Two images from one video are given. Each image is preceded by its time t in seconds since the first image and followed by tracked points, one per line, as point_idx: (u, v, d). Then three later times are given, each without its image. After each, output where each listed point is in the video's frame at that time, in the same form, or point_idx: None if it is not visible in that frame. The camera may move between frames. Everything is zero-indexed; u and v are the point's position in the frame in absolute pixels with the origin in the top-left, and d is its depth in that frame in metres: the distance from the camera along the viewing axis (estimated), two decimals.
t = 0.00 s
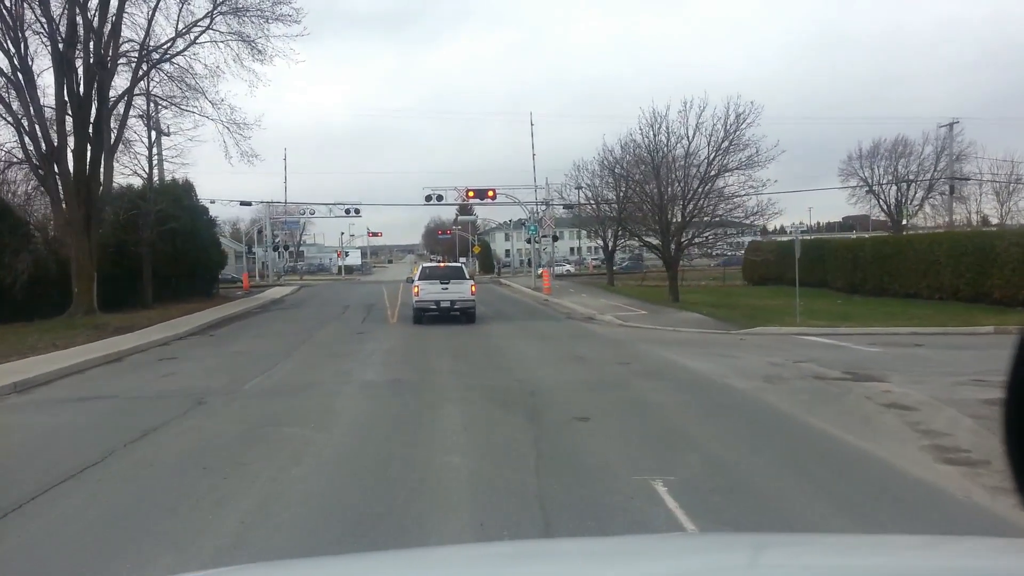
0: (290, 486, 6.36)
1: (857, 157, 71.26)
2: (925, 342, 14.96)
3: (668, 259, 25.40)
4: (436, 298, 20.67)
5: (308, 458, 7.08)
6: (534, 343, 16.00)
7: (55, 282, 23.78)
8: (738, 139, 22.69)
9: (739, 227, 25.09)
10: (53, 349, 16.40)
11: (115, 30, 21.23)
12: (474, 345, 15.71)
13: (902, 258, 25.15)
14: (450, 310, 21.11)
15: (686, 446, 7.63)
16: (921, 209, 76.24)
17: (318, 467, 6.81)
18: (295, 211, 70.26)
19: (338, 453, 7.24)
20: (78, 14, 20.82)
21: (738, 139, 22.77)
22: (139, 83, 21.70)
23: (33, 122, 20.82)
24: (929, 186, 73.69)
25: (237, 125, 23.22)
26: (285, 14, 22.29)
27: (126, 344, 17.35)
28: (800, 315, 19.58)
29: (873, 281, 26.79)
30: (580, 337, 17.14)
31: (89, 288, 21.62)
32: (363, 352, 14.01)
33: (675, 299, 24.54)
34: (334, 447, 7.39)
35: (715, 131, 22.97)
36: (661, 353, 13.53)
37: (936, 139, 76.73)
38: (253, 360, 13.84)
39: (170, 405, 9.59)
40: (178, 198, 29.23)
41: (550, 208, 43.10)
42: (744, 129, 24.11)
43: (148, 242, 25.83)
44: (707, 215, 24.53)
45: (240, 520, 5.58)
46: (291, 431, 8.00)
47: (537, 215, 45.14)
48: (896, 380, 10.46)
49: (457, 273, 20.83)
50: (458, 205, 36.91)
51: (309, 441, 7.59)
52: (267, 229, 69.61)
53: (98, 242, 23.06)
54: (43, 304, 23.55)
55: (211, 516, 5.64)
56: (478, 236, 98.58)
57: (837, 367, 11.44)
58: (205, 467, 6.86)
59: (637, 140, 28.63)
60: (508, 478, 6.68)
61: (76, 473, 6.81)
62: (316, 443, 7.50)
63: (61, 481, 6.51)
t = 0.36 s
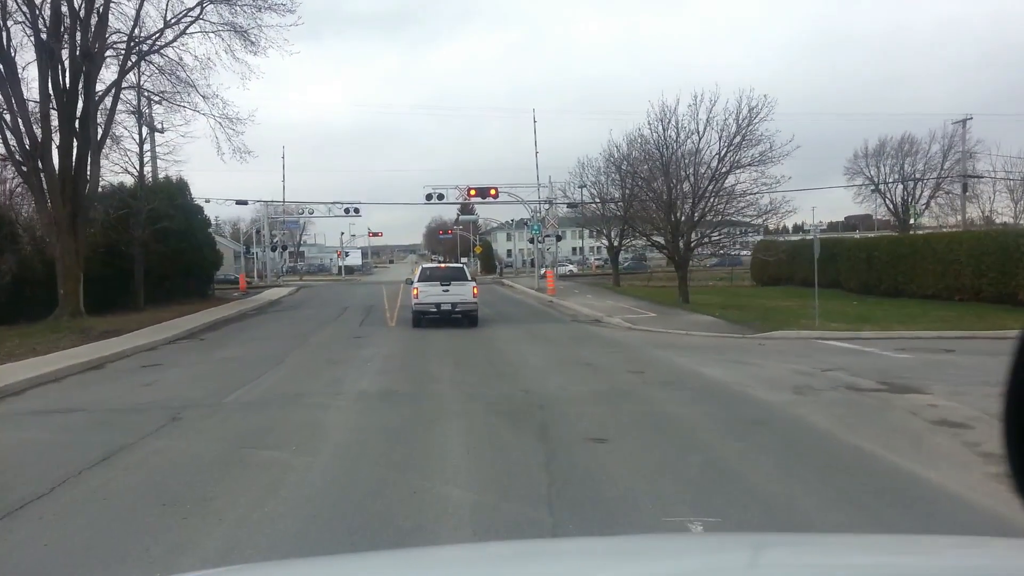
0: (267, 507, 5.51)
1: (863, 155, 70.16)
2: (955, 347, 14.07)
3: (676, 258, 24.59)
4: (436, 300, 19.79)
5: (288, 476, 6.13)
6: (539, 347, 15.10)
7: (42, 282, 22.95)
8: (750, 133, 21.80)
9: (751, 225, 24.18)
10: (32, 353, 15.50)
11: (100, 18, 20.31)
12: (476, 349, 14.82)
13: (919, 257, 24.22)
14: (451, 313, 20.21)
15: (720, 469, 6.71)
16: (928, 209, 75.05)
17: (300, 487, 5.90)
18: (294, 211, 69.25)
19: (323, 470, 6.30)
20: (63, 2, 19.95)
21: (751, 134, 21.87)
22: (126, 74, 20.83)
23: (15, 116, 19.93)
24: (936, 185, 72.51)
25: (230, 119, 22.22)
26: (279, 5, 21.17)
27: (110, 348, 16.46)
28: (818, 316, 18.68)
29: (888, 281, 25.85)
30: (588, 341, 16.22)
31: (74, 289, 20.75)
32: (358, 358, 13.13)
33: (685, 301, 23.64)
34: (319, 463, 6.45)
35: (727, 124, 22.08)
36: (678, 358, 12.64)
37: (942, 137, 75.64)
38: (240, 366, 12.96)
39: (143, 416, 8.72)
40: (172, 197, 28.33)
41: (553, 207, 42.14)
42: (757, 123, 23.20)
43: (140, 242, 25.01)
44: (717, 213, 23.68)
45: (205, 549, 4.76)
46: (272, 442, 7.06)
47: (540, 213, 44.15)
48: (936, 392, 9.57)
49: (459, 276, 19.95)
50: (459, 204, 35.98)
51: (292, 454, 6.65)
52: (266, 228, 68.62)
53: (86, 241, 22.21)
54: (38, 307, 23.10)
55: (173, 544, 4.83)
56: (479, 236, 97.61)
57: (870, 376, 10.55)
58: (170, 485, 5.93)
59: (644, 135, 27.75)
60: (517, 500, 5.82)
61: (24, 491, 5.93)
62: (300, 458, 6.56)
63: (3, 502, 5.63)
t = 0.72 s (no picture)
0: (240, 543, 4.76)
1: (869, 153, 69.26)
2: (985, 352, 13.29)
3: (685, 258, 23.82)
4: (436, 302, 19.02)
5: (267, 508, 5.32)
6: (544, 351, 14.34)
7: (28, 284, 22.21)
8: (762, 128, 21.01)
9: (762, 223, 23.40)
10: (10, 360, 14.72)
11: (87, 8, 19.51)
12: (479, 354, 14.05)
13: (936, 256, 23.44)
14: (452, 316, 19.44)
15: (757, 497, 5.91)
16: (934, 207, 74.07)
17: (279, 519, 5.14)
18: (293, 211, 68.35)
19: (305, 502, 5.49)
20: None
21: (763, 128, 21.08)
22: (115, 67, 20.04)
23: None
24: (942, 183, 71.49)
25: (223, 115, 21.39)
26: None
27: (94, 354, 15.68)
28: (836, 319, 17.89)
29: (903, 281, 25.09)
30: (596, 345, 15.44)
31: (61, 291, 19.99)
32: (352, 365, 12.35)
33: (694, 302, 22.86)
34: (303, 493, 5.64)
35: (737, 119, 21.29)
36: (694, 365, 11.87)
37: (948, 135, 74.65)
38: (227, 374, 12.18)
39: (114, 432, 7.95)
40: (167, 196, 27.56)
41: (556, 206, 41.26)
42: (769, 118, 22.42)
43: (132, 242, 24.27)
44: (728, 211, 22.91)
45: None
46: (251, 467, 6.27)
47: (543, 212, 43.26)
48: (979, 403, 8.81)
49: (460, 278, 19.19)
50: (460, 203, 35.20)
51: (271, 482, 5.84)
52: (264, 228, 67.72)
53: (74, 241, 21.43)
54: (26, 305, 22.49)
55: None
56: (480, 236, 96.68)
57: (904, 386, 9.79)
58: (128, 521, 5.15)
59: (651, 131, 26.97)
60: (529, 530, 5.09)
61: None
62: (280, 487, 5.76)
63: None
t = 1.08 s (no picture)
0: None
1: (872, 152, 68.42)
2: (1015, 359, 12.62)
3: (693, 259, 23.17)
4: (436, 304, 18.36)
5: (239, 547, 4.58)
6: (549, 357, 13.68)
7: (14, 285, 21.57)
8: (774, 124, 20.35)
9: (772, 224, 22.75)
10: None
11: None
12: (482, 359, 13.39)
13: (951, 257, 22.80)
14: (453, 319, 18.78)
15: (795, 522, 5.26)
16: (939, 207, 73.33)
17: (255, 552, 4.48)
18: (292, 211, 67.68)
19: (286, 536, 4.80)
20: None
21: (775, 125, 20.44)
22: (106, 60, 19.39)
23: None
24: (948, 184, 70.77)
25: (218, 111, 20.74)
26: None
27: (79, 358, 15.01)
28: (852, 322, 17.24)
29: (917, 283, 24.43)
30: (603, 350, 14.79)
31: (48, 292, 19.31)
32: (347, 372, 11.68)
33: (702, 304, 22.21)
34: (283, 527, 4.93)
35: (748, 115, 20.64)
36: (710, 373, 11.19)
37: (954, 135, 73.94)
38: (214, 381, 11.51)
39: (84, 448, 7.29)
40: (161, 195, 26.94)
41: (559, 206, 40.57)
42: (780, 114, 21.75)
43: (124, 241, 23.65)
44: (737, 210, 22.26)
45: None
46: (227, 493, 5.58)
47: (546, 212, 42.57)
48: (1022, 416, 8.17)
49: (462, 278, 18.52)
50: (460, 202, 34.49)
51: (250, 512, 5.16)
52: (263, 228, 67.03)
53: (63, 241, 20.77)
54: (13, 308, 21.99)
55: None
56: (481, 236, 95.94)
57: (937, 398, 9.14)
58: (81, 556, 4.50)
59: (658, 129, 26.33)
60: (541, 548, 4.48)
61: None
62: (261, 518, 5.08)
63: None
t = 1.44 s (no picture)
0: None
1: (877, 150, 67.62)
2: None
3: (701, 258, 22.69)
4: (439, 306, 17.87)
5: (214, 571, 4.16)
6: (557, 359, 13.19)
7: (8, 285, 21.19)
8: (783, 120, 19.82)
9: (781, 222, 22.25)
10: None
11: None
12: (486, 362, 12.90)
13: (965, 256, 22.26)
14: (456, 320, 18.29)
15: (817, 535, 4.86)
16: (944, 205, 72.60)
17: None
18: (293, 211, 67.30)
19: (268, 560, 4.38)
20: None
21: (784, 121, 19.93)
22: (98, 54, 18.97)
23: None
24: (952, 182, 70.14)
25: (214, 107, 20.25)
26: None
27: (71, 361, 14.56)
28: (867, 323, 16.74)
29: (930, 283, 23.90)
30: (612, 352, 14.29)
31: (42, 293, 18.88)
32: (346, 377, 11.20)
33: (711, 305, 21.71)
34: (264, 553, 4.48)
35: (756, 111, 20.13)
36: (726, 377, 10.70)
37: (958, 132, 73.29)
38: (207, 386, 11.04)
39: (61, 462, 6.83)
40: (158, 193, 26.50)
41: (563, 204, 40.06)
42: (789, 110, 21.23)
43: (120, 241, 23.23)
44: (746, 209, 21.78)
45: None
46: (208, 518, 5.10)
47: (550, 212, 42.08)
48: None
49: (465, 278, 18.03)
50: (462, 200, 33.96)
51: (231, 536, 4.72)
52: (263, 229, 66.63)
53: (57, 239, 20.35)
54: (6, 309, 21.63)
55: None
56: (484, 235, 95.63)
57: (967, 405, 8.64)
58: None
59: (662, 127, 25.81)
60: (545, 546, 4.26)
61: None
62: (242, 542, 4.65)
63: None
